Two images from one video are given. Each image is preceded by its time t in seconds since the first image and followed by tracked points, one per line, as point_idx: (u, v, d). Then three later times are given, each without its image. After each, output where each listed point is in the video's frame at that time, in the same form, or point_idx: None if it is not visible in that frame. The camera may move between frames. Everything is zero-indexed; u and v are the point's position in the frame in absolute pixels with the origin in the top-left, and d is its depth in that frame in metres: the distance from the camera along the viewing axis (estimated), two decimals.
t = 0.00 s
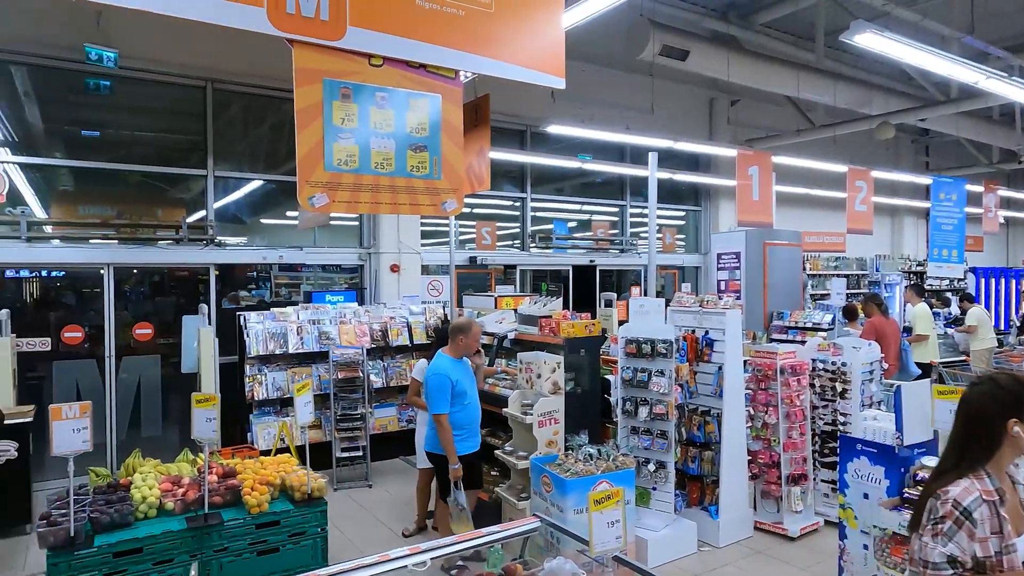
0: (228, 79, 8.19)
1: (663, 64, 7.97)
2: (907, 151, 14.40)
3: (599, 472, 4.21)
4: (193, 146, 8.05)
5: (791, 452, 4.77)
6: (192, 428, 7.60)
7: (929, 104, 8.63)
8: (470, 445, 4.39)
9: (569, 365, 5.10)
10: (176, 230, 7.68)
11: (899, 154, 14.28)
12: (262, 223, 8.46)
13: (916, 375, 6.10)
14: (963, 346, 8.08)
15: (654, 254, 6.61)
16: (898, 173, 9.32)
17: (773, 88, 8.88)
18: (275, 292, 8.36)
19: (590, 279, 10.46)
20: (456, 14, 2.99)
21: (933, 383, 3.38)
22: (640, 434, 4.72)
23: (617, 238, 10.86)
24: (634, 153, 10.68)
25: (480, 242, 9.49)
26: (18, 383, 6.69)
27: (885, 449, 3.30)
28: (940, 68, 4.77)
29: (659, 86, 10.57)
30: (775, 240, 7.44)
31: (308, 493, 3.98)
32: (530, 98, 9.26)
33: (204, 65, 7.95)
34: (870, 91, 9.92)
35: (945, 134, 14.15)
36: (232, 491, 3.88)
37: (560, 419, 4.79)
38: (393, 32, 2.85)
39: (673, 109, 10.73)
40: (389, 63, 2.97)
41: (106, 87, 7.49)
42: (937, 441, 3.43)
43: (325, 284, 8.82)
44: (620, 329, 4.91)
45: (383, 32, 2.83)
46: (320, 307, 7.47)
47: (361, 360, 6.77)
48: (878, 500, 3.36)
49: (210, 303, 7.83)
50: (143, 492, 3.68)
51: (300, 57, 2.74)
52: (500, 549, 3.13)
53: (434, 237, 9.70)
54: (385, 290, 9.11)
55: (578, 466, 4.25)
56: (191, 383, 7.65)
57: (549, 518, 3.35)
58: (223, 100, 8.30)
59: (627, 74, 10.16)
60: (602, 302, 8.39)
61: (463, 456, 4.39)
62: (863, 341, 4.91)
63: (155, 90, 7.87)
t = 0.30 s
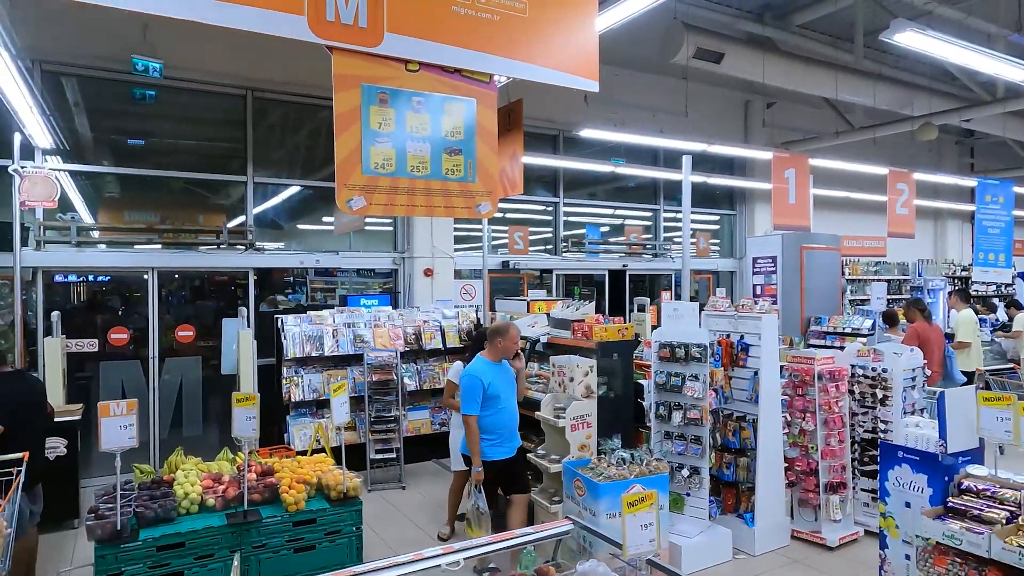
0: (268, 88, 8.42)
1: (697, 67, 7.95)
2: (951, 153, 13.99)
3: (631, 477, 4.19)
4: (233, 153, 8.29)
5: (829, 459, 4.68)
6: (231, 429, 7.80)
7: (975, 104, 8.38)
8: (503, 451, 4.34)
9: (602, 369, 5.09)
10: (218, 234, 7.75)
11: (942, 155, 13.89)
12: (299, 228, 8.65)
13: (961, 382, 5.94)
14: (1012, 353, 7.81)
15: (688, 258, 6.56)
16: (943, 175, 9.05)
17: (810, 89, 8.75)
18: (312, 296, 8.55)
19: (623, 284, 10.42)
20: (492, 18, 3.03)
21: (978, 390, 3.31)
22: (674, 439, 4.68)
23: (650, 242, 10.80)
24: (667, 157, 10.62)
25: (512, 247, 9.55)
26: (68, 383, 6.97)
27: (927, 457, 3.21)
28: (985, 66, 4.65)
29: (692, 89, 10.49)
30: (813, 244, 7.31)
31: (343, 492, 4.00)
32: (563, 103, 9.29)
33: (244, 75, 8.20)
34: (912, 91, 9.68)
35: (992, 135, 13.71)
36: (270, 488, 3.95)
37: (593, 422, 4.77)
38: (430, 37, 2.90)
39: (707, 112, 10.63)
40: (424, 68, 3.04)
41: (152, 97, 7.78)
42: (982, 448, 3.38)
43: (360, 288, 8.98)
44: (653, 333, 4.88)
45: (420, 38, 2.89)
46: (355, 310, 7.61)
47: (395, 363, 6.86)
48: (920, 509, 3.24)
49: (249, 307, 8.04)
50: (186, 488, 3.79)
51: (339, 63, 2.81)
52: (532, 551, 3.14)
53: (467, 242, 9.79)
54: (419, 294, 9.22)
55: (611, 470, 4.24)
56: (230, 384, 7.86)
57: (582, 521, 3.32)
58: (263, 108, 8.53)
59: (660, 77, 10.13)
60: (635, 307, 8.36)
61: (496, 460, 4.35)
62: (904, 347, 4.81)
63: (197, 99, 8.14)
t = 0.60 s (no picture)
0: (288, 96, 8.56)
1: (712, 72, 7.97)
2: (973, 158, 13.82)
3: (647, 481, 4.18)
4: (253, 161, 8.43)
5: (848, 466, 4.62)
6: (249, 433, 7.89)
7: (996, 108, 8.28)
8: (523, 459, 4.16)
9: (618, 374, 5.09)
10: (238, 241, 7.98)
11: (964, 160, 13.70)
12: (317, 235, 8.74)
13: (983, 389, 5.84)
14: None
15: (705, 263, 6.53)
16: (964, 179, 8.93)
17: (826, 94, 8.71)
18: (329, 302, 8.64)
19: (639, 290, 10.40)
20: (508, 23, 3.07)
21: (999, 395, 3.27)
22: (690, 444, 4.65)
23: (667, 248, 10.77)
24: (684, 163, 10.61)
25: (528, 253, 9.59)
26: (92, 386, 7.12)
27: (947, 462, 3.19)
28: (1004, 69, 4.62)
29: (709, 95, 10.48)
30: (831, 249, 7.24)
31: (359, 494, 4.04)
32: (578, 109, 9.32)
33: (264, 83, 8.35)
34: (932, 95, 9.58)
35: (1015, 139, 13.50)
36: (288, 489, 4.00)
37: (609, 427, 4.77)
38: (445, 41, 2.95)
39: (723, 118, 10.61)
40: (441, 73, 3.08)
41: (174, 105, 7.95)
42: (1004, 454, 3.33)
43: (377, 293, 9.05)
44: (669, 338, 4.87)
45: (438, 44, 2.95)
46: (372, 315, 7.67)
47: (412, 368, 6.90)
48: (940, 514, 3.23)
49: (268, 312, 8.15)
50: (205, 488, 3.87)
51: (358, 67, 2.87)
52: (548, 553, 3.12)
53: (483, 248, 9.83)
54: (435, 299, 9.27)
55: (626, 474, 4.23)
56: (248, 388, 7.96)
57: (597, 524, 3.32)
58: (283, 116, 8.67)
59: (677, 83, 10.14)
60: (651, 313, 8.35)
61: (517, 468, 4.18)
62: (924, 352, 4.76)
63: (219, 107, 8.29)
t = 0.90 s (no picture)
0: (294, 104, 8.65)
1: (715, 80, 8.07)
2: (975, 167, 13.86)
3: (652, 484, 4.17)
4: (259, 168, 8.51)
5: (851, 470, 4.61)
6: (252, 439, 7.89)
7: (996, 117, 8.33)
8: (531, 460, 4.11)
9: (620, 378, 5.10)
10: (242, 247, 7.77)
11: (966, 170, 13.75)
12: (321, 244, 8.80)
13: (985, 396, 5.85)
14: None
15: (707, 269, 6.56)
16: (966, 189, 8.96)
17: (828, 102, 8.79)
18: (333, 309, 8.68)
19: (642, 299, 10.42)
20: (512, 24, 3.12)
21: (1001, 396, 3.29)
22: (693, 447, 4.66)
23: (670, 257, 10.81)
24: (686, 171, 10.67)
25: (531, 261, 9.65)
26: (96, 391, 7.16)
27: (951, 463, 3.19)
28: (1003, 73, 4.66)
29: (711, 104, 10.56)
30: (833, 255, 7.27)
31: (363, 494, 4.07)
32: (581, 118, 9.40)
33: (270, 91, 8.45)
34: (933, 105, 9.65)
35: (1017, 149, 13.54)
36: (291, 489, 4.02)
37: (611, 431, 4.76)
38: (450, 41, 3.00)
39: (726, 126, 10.69)
40: (446, 73, 3.14)
41: (180, 113, 8.03)
42: (1007, 455, 3.33)
43: (380, 300, 9.10)
44: (672, 342, 4.89)
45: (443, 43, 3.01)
46: (375, 321, 7.70)
47: (415, 374, 6.91)
48: (944, 516, 3.21)
49: (272, 318, 8.20)
50: (209, 487, 3.88)
51: (364, 66, 2.92)
52: (550, 553, 3.10)
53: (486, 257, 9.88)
54: (438, 306, 9.31)
55: (629, 477, 4.22)
56: (252, 394, 7.96)
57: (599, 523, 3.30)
58: (288, 124, 8.76)
59: (679, 92, 10.23)
60: (654, 320, 8.37)
61: (526, 469, 4.12)
62: (926, 358, 4.78)
63: (226, 115, 8.39)
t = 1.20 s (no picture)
0: (296, 110, 8.75)
1: (713, 87, 8.20)
2: (971, 176, 13.99)
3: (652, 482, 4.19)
4: (261, 173, 8.58)
5: (849, 471, 4.63)
6: (252, 443, 7.90)
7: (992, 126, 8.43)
8: (538, 459, 4.14)
9: (619, 380, 5.14)
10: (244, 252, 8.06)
11: (962, 180, 13.85)
12: (321, 252, 8.84)
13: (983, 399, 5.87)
14: None
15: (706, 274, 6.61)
16: (962, 197, 9.03)
17: (825, 110, 8.90)
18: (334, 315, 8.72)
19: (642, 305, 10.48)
20: (513, 22, 3.18)
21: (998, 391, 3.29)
22: (692, 447, 4.68)
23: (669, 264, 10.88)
24: (685, 178, 10.77)
25: (531, 268, 9.71)
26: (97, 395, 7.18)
27: (947, 458, 3.24)
28: (995, 77, 4.74)
29: (710, 113, 10.68)
30: (831, 260, 7.33)
31: (364, 491, 4.05)
32: (581, 125, 9.49)
33: (273, 97, 8.54)
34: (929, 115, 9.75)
35: (1014, 159, 13.65)
36: (293, 485, 4.01)
37: (611, 431, 4.75)
38: (454, 36, 3.05)
39: (725, 134, 10.80)
40: (449, 68, 3.21)
41: (184, 120, 8.16)
42: (1003, 451, 3.35)
43: (380, 307, 9.15)
44: (671, 343, 4.92)
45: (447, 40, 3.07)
46: (375, 326, 7.73)
47: (415, 378, 6.94)
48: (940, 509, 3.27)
49: (272, 322, 8.25)
50: (211, 482, 3.86)
51: (369, 60, 2.97)
52: (550, 547, 3.12)
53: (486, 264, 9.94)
54: (439, 311, 9.35)
55: (628, 475, 4.22)
56: (252, 399, 7.98)
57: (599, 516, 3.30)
58: (291, 130, 8.85)
59: (678, 101, 10.34)
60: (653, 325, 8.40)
61: (532, 468, 4.15)
62: (924, 360, 4.81)
63: (229, 123, 8.49)
